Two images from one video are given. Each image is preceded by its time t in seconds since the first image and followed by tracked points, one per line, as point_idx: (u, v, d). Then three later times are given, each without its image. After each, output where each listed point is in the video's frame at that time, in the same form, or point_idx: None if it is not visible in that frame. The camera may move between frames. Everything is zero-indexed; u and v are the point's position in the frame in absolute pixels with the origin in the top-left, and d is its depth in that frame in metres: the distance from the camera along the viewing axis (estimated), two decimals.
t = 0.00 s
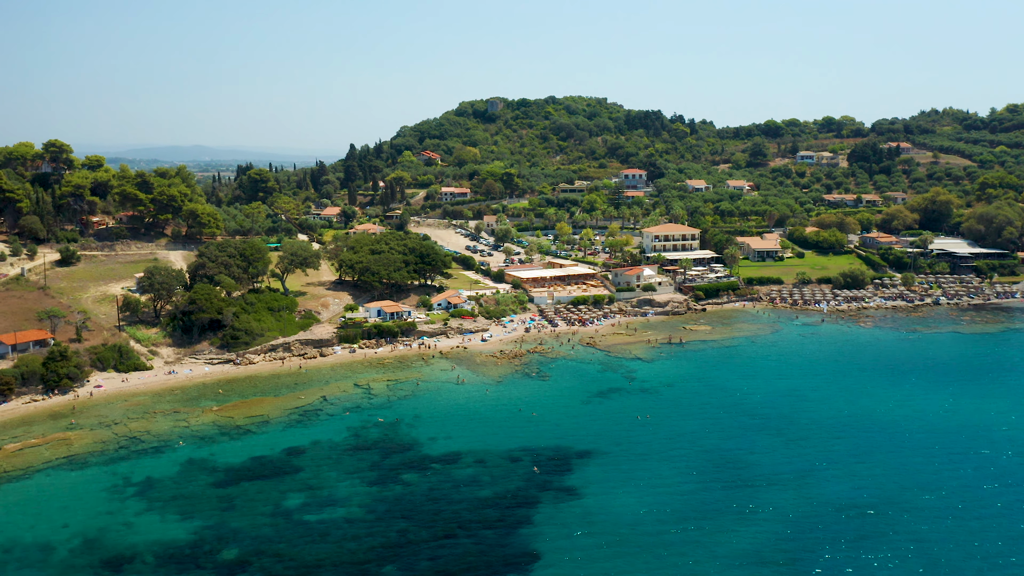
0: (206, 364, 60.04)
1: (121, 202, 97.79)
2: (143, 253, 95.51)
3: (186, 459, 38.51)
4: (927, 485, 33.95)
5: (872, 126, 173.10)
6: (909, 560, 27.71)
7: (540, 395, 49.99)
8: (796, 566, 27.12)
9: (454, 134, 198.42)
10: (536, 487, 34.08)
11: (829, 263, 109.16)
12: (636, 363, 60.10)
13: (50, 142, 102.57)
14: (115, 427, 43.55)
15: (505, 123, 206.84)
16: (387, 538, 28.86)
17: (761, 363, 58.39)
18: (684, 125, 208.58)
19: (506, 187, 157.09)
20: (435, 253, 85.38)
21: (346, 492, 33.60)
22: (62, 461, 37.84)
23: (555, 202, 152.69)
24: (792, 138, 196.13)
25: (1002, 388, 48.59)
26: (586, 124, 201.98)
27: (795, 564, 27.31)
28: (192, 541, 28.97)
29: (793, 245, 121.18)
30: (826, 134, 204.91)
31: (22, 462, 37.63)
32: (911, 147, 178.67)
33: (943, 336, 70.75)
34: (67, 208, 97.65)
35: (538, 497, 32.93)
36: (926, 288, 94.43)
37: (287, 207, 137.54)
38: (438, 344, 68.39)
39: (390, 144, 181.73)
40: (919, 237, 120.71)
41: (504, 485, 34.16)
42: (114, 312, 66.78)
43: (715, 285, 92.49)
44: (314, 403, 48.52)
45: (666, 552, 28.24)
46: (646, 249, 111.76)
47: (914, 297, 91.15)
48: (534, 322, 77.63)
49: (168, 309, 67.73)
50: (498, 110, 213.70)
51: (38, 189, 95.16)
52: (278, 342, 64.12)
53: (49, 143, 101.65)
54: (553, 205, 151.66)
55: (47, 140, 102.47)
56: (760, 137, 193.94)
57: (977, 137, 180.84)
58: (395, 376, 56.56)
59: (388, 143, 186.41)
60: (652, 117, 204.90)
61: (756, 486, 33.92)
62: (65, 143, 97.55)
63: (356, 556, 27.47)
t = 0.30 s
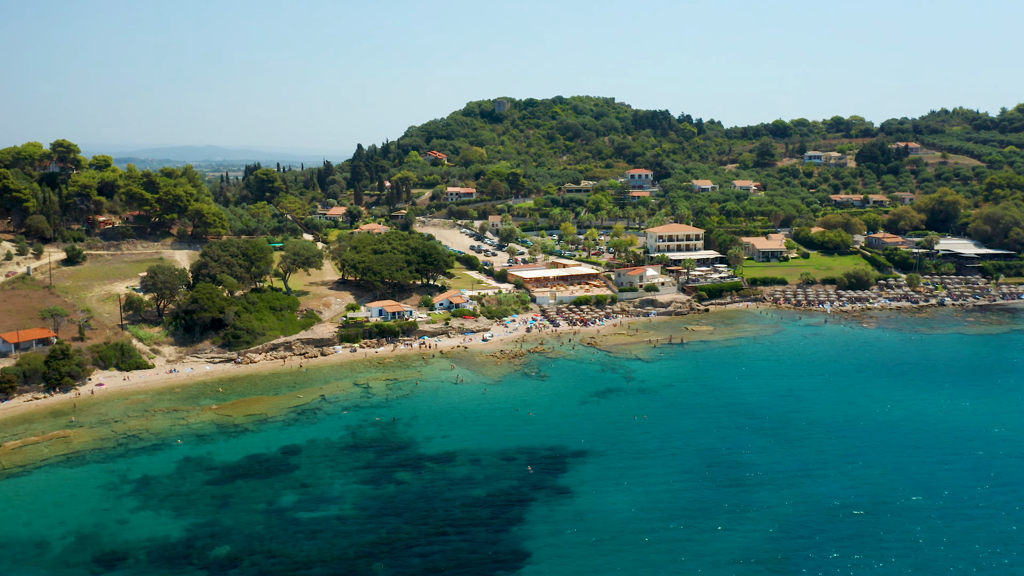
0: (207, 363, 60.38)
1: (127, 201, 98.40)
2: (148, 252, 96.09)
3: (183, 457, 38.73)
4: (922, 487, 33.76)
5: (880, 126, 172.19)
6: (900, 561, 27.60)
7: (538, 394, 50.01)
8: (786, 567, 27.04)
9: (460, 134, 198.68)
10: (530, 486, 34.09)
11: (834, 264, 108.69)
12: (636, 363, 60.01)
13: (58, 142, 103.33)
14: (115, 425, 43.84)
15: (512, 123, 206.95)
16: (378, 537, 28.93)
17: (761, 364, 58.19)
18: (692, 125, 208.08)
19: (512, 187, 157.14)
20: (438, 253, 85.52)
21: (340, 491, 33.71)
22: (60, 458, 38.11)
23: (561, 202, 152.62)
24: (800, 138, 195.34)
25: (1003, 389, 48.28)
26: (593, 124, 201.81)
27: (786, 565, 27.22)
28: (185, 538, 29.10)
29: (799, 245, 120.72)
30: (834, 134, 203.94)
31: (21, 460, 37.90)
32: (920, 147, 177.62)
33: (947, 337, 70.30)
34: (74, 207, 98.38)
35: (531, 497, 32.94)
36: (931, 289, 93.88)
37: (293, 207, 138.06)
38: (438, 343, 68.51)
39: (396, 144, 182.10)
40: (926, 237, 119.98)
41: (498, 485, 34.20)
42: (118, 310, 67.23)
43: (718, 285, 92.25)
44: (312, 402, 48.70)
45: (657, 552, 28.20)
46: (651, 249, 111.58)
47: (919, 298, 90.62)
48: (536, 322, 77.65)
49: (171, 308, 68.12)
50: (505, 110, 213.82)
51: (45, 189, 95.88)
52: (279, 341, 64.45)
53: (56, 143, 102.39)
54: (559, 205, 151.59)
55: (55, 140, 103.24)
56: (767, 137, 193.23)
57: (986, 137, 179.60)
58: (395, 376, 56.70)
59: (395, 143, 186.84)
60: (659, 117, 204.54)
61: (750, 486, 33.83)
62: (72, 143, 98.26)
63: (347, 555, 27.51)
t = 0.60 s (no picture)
0: (209, 362, 60.73)
1: (133, 201, 99.01)
2: (154, 251, 96.62)
3: (180, 455, 38.95)
4: (918, 488, 33.58)
5: (888, 126, 171.23)
6: (892, 562, 27.49)
7: (536, 394, 50.02)
8: (779, 568, 26.94)
9: (467, 134, 198.94)
10: (524, 486, 34.09)
11: (840, 264, 108.17)
12: (636, 364, 59.94)
13: (66, 142, 104.17)
14: (114, 423, 44.09)
15: (519, 123, 207.03)
16: (370, 536, 29.02)
17: (762, 365, 57.98)
18: (699, 125, 207.56)
19: (518, 187, 157.09)
20: (440, 253, 85.59)
21: (335, 490, 33.80)
22: (59, 456, 38.39)
23: (566, 202, 152.51)
24: (808, 138, 194.51)
25: (1003, 390, 48.00)
26: (600, 124, 201.54)
27: (778, 566, 27.13)
28: (178, 536, 29.23)
29: (804, 245, 120.25)
30: (843, 134, 202.93)
31: (20, 457, 38.18)
32: (928, 147, 176.52)
33: (950, 338, 69.85)
34: (80, 207, 99.12)
35: (525, 497, 32.93)
36: (937, 290, 93.27)
37: (299, 207, 138.55)
38: (439, 343, 68.62)
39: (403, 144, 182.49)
40: (933, 237, 119.20)
41: (492, 485, 34.25)
42: (121, 309, 67.65)
43: (721, 286, 91.97)
44: (311, 401, 48.89)
45: (650, 551, 28.20)
46: (655, 249, 111.37)
47: (924, 299, 90.02)
48: (537, 322, 77.63)
49: (174, 307, 68.47)
50: (513, 110, 213.91)
51: (52, 188, 96.61)
52: (280, 340, 64.69)
53: (64, 143, 103.17)
54: (564, 205, 151.49)
55: (62, 140, 104.04)
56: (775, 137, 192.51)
57: (996, 137, 178.31)
58: (394, 375, 56.84)
59: (402, 143, 187.22)
60: (667, 117, 204.11)
61: (746, 487, 33.70)
62: (79, 143, 98.94)
63: (339, 553, 27.57)
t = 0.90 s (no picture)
0: (211, 360, 61.06)
1: (140, 201, 99.66)
2: (160, 251, 97.21)
3: (177, 453, 39.20)
4: (914, 490, 33.38)
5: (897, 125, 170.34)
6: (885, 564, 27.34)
7: (535, 394, 50.05)
8: (769, 569, 26.86)
9: (474, 134, 199.08)
10: (518, 485, 34.16)
11: (845, 265, 107.65)
12: (637, 364, 59.85)
13: (74, 142, 104.93)
14: (114, 421, 44.38)
15: (527, 123, 207.01)
16: (362, 534, 29.14)
17: (763, 365, 57.78)
18: (707, 125, 206.92)
19: (524, 187, 157.08)
20: (443, 252, 85.73)
21: (329, 488, 33.94)
22: (58, 453, 38.70)
23: (572, 202, 152.40)
24: (816, 138, 193.56)
25: (1004, 392, 47.69)
26: (607, 124, 201.33)
27: (770, 566, 27.02)
28: (172, 533, 29.43)
29: (810, 246, 119.69)
30: (851, 134, 201.77)
31: (20, 454, 38.52)
32: (937, 147, 175.33)
33: (954, 339, 69.38)
34: (87, 206, 99.81)
35: (518, 496, 32.99)
36: (942, 291, 92.62)
37: (305, 207, 139.05)
38: (440, 343, 68.75)
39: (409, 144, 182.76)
40: (940, 237, 118.47)
41: (486, 484, 34.33)
42: (125, 308, 68.11)
43: (725, 286, 91.73)
44: (310, 400, 49.06)
45: (641, 551, 28.18)
46: (660, 249, 111.13)
47: (929, 300, 89.47)
48: (539, 322, 77.66)
49: (177, 306, 68.86)
50: (520, 110, 213.98)
51: (60, 188, 97.35)
52: (282, 339, 64.96)
53: (71, 142, 103.94)
54: (570, 205, 151.40)
55: (70, 140, 104.80)
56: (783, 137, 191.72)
57: (1006, 137, 177.01)
58: (394, 374, 57.02)
59: (409, 143, 187.68)
60: (675, 117, 203.57)
61: (740, 488, 33.62)
62: (86, 143, 99.66)
63: (330, 551, 27.68)
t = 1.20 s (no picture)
0: (213, 359, 61.41)
1: (146, 200, 100.28)
2: (166, 250, 97.74)
3: (175, 451, 39.46)
4: (908, 491, 33.28)
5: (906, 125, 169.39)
6: (875, 565, 27.27)
7: (533, 394, 50.04)
8: (758, 569, 26.87)
9: (482, 134, 199.22)
10: (512, 484, 34.24)
11: (851, 265, 107.16)
12: (637, 364, 59.78)
13: (81, 141, 105.68)
14: (114, 419, 44.72)
15: (534, 123, 206.95)
16: (354, 532, 29.27)
17: (764, 366, 57.61)
18: (715, 125, 206.27)
19: (530, 187, 157.08)
20: (445, 252, 85.88)
21: (324, 486, 34.11)
22: (58, 450, 39.06)
23: (578, 202, 152.30)
24: (824, 138, 192.63)
25: (1006, 394, 47.33)
26: (614, 124, 201.03)
27: (758, 567, 26.99)
28: (166, 530, 29.65)
29: (816, 246, 119.20)
30: (860, 134, 200.64)
31: (20, 451, 38.90)
32: (947, 147, 174.20)
33: (958, 339, 68.91)
34: (94, 206, 100.47)
35: (512, 495, 33.08)
36: (948, 291, 92.03)
37: (311, 207, 139.51)
38: (442, 342, 68.90)
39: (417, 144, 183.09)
40: (947, 238, 117.69)
41: (480, 483, 34.42)
42: (129, 307, 68.57)
43: (728, 287, 91.49)
44: (309, 399, 49.28)
45: (630, 551, 28.23)
46: (664, 249, 110.91)
47: (934, 300, 88.92)
48: (541, 322, 77.69)
49: (180, 305, 69.28)
50: (528, 110, 213.96)
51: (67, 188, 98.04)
52: (284, 338, 65.26)
53: (79, 142, 104.69)
54: (576, 205, 151.31)
55: (78, 140, 105.54)
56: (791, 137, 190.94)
57: (1017, 137, 175.67)
58: (394, 373, 57.20)
59: (417, 143, 188.01)
60: (682, 117, 203.08)
61: (733, 489, 33.58)
62: (94, 143, 100.36)
63: (321, 549, 27.83)
